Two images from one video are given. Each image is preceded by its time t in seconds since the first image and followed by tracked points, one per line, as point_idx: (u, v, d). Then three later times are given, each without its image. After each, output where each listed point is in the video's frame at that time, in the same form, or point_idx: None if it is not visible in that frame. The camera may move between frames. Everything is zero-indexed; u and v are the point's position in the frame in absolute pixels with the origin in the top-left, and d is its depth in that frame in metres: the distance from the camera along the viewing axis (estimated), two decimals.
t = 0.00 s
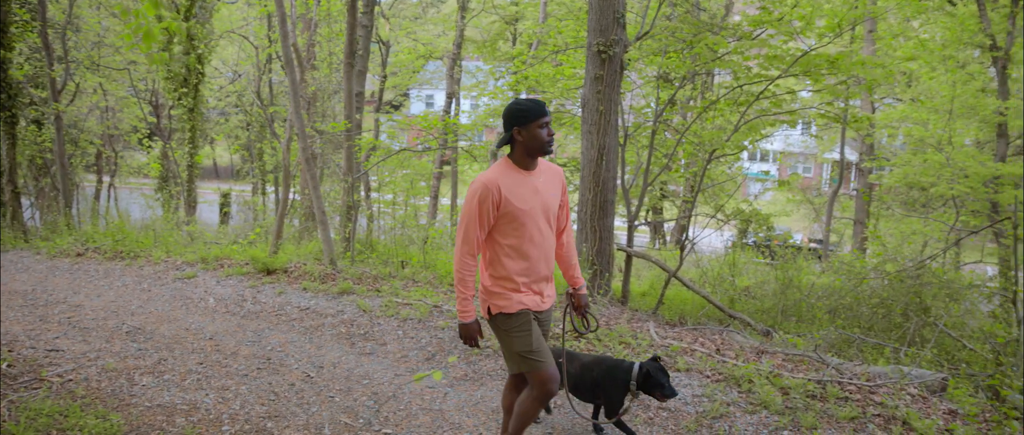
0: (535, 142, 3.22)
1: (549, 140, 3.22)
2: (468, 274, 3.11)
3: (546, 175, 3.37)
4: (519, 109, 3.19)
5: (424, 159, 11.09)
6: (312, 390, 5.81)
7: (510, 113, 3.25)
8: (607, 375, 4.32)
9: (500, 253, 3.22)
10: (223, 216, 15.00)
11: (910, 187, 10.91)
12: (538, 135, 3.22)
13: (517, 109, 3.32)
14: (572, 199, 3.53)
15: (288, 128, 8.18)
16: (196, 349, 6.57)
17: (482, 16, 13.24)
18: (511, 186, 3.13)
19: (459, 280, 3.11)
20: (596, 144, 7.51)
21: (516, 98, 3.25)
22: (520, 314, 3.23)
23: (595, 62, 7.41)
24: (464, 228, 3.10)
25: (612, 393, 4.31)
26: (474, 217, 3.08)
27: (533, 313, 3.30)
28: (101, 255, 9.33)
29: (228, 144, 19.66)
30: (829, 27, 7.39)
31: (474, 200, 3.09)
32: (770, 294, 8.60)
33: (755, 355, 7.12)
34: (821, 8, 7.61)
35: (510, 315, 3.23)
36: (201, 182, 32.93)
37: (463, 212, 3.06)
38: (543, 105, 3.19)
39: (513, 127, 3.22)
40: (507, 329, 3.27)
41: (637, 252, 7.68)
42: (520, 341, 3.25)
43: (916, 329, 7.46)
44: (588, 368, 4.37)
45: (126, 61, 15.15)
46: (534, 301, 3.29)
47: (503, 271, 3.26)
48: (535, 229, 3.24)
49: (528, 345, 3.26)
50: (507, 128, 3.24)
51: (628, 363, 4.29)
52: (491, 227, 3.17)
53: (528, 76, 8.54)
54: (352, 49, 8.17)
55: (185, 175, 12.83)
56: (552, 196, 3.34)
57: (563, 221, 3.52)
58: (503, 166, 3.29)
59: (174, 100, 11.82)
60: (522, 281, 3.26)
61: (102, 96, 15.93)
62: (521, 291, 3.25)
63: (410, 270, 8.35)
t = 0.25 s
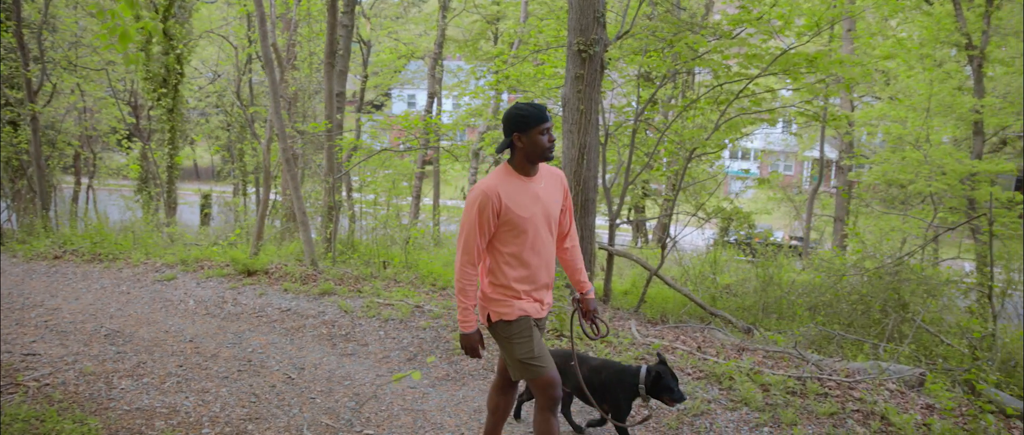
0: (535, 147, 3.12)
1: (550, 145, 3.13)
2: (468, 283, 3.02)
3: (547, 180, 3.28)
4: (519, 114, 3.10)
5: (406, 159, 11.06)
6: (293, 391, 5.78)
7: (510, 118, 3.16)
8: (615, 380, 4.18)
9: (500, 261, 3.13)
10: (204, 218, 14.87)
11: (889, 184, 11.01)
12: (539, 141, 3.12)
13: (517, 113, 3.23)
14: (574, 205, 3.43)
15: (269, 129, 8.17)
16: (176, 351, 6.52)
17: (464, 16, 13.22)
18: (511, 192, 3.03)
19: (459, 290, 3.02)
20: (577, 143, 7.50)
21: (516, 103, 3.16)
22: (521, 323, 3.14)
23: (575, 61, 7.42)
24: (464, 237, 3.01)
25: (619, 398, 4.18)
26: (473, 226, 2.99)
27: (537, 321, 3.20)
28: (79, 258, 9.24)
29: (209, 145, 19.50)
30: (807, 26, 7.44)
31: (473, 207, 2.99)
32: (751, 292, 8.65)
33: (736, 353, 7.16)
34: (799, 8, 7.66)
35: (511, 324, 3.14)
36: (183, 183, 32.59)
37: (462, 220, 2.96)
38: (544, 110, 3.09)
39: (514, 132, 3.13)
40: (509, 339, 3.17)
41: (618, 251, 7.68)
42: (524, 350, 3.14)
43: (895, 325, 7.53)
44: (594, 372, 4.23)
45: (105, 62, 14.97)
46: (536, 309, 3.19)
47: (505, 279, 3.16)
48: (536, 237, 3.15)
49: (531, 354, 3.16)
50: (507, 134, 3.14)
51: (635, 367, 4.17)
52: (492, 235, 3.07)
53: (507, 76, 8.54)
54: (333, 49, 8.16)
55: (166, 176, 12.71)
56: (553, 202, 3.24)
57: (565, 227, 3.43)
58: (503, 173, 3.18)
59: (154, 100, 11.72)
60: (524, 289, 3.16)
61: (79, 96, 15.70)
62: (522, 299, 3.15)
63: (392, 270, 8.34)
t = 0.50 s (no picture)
0: (538, 157, 2.97)
1: (554, 155, 2.99)
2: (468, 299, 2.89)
3: (551, 189, 3.13)
4: (521, 122, 2.95)
5: (386, 159, 11.03)
6: (273, 393, 5.75)
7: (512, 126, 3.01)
8: (625, 385, 4.08)
9: (502, 275, 2.99)
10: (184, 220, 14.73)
11: (868, 181, 11.11)
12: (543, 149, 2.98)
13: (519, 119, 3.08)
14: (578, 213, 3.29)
15: (248, 129, 8.15)
16: (155, 354, 6.45)
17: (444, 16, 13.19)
18: (513, 204, 2.89)
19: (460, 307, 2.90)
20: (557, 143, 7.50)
21: (518, 109, 3.00)
22: (524, 339, 3.02)
23: (555, 61, 7.44)
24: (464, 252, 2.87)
25: (627, 402, 4.05)
26: (473, 240, 2.85)
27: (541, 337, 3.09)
28: (56, 261, 9.13)
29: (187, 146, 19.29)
30: (785, 25, 7.48)
31: (473, 221, 2.85)
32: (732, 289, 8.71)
33: (717, 350, 7.20)
34: (777, 7, 7.70)
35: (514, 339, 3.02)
36: (161, 184, 32.25)
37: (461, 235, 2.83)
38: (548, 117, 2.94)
39: (516, 140, 2.98)
40: (512, 355, 3.06)
41: (599, 249, 7.68)
42: (526, 366, 3.05)
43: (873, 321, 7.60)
44: (603, 376, 4.11)
45: (82, 62, 14.76)
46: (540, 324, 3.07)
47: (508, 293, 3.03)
48: (540, 249, 3.01)
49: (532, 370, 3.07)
50: (509, 142, 2.99)
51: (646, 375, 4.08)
52: (494, 249, 2.93)
53: (488, 75, 8.49)
54: (313, 49, 8.14)
55: (145, 178, 12.57)
56: (557, 212, 3.10)
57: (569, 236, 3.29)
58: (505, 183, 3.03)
59: (132, 101, 11.59)
60: (527, 304, 3.03)
61: (54, 97, 15.44)
62: (526, 314, 3.03)
63: (373, 271, 8.32)
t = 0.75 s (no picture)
0: (542, 161, 3.00)
1: (557, 158, 3.01)
2: (475, 306, 2.90)
3: (555, 192, 3.15)
4: (523, 126, 2.97)
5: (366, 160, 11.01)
6: (253, 396, 5.72)
7: (514, 131, 3.03)
8: (631, 386, 4.12)
9: (508, 281, 3.00)
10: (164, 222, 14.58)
11: (847, 179, 11.21)
12: (546, 154, 3.00)
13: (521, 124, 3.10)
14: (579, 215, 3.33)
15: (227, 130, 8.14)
16: (133, 357, 6.39)
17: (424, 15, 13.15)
18: (518, 209, 2.91)
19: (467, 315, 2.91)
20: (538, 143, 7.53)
21: (520, 114, 3.03)
22: (531, 345, 3.03)
23: (535, 60, 7.48)
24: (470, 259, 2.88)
25: (631, 404, 4.11)
26: (478, 247, 2.86)
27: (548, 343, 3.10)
28: (31, 264, 9.02)
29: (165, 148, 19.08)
30: (764, 24, 7.54)
31: (478, 228, 2.87)
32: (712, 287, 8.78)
33: (697, 348, 7.24)
34: (755, 6, 7.76)
35: (521, 344, 3.03)
36: (140, 186, 31.90)
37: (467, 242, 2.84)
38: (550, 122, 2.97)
39: (519, 145, 3.00)
40: (520, 361, 3.06)
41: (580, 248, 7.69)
42: (533, 373, 3.06)
43: (851, 317, 7.68)
44: (607, 377, 4.16)
45: (57, 63, 14.55)
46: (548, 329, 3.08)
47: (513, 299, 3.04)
48: (547, 253, 3.02)
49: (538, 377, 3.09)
50: (511, 147, 3.01)
51: (649, 375, 4.15)
52: (500, 255, 2.94)
53: (469, 74, 8.39)
54: (292, 49, 8.14)
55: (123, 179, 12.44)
56: (560, 216, 3.13)
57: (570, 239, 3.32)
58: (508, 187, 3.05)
59: (109, 102, 11.48)
60: (534, 309, 3.04)
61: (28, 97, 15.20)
62: (532, 319, 3.04)
63: (354, 271, 8.31)
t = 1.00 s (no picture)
0: (547, 158, 2.94)
1: (561, 156, 2.97)
2: (484, 312, 2.78)
3: (556, 190, 3.10)
4: (530, 122, 2.90)
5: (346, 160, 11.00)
6: (233, 398, 5.68)
7: (517, 127, 2.95)
8: (640, 395, 4.18)
9: (514, 283, 2.92)
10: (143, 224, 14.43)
11: (826, 177, 11.29)
12: (551, 151, 2.94)
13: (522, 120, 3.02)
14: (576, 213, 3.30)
15: (205, 130, 8.13)
16: (110, 361, 6.33)
17: (404, 15, 13.11)
18: (526, 209, 2.83)
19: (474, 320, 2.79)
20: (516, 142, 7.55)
21: (523, 110, 2.95)
22: (536, 348, 2.97)
23: (514, 60, 7.49)
24: (478, 262, 2.77)
25: (641, 410, 4.18)
26: (487, 249, 2.75)
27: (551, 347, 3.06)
28: (6, 268, 8.91)
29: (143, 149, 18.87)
30: (742, 23, 7.57)
31: (486, 229, 2.76)
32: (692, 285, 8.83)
33: (677, 346, 7.27)
34: (732, 5, 7.81)
35: (526, 347, 2.97)
36: (117, 188, 31.46)
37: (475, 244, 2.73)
38: (555, 118, 2.92)
39: (524, 142, 2.92)
40: (523, 364, 3.00)
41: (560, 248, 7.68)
42: (536, 378, 3.01)
43: (829, 314, 7.73)
44: (618, 383, 4.21)
45: (32, 63, 14.34)
46: (551, 331, 3.03)
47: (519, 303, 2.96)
48: (552, 253, 2.97)
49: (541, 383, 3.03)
50: (516, 144, 2.93)
51: (659, 380, 4.21)
52: (508, 257, 2.85)
53: (448, 74, 8.33)
54: (270, 49, 8.15)
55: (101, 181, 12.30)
56: (562, 213, 3.08)
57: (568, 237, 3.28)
58: (511, 186, 2.96)
59: (86, 102, 11.36)
60: (539, 311, 2.99)
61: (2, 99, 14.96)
62: (537, 322, 2.98)
63: (334, 272, 8.30)
